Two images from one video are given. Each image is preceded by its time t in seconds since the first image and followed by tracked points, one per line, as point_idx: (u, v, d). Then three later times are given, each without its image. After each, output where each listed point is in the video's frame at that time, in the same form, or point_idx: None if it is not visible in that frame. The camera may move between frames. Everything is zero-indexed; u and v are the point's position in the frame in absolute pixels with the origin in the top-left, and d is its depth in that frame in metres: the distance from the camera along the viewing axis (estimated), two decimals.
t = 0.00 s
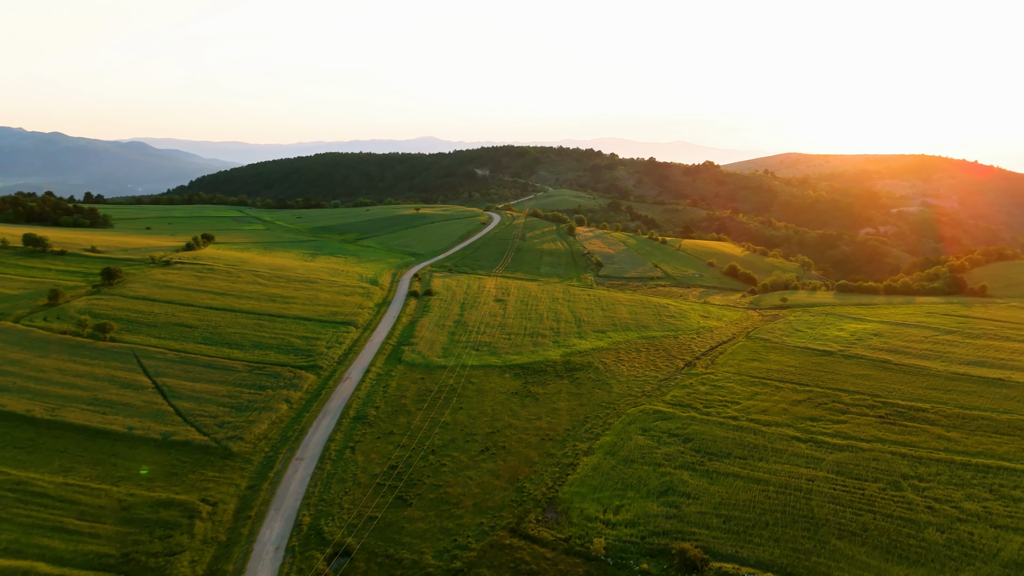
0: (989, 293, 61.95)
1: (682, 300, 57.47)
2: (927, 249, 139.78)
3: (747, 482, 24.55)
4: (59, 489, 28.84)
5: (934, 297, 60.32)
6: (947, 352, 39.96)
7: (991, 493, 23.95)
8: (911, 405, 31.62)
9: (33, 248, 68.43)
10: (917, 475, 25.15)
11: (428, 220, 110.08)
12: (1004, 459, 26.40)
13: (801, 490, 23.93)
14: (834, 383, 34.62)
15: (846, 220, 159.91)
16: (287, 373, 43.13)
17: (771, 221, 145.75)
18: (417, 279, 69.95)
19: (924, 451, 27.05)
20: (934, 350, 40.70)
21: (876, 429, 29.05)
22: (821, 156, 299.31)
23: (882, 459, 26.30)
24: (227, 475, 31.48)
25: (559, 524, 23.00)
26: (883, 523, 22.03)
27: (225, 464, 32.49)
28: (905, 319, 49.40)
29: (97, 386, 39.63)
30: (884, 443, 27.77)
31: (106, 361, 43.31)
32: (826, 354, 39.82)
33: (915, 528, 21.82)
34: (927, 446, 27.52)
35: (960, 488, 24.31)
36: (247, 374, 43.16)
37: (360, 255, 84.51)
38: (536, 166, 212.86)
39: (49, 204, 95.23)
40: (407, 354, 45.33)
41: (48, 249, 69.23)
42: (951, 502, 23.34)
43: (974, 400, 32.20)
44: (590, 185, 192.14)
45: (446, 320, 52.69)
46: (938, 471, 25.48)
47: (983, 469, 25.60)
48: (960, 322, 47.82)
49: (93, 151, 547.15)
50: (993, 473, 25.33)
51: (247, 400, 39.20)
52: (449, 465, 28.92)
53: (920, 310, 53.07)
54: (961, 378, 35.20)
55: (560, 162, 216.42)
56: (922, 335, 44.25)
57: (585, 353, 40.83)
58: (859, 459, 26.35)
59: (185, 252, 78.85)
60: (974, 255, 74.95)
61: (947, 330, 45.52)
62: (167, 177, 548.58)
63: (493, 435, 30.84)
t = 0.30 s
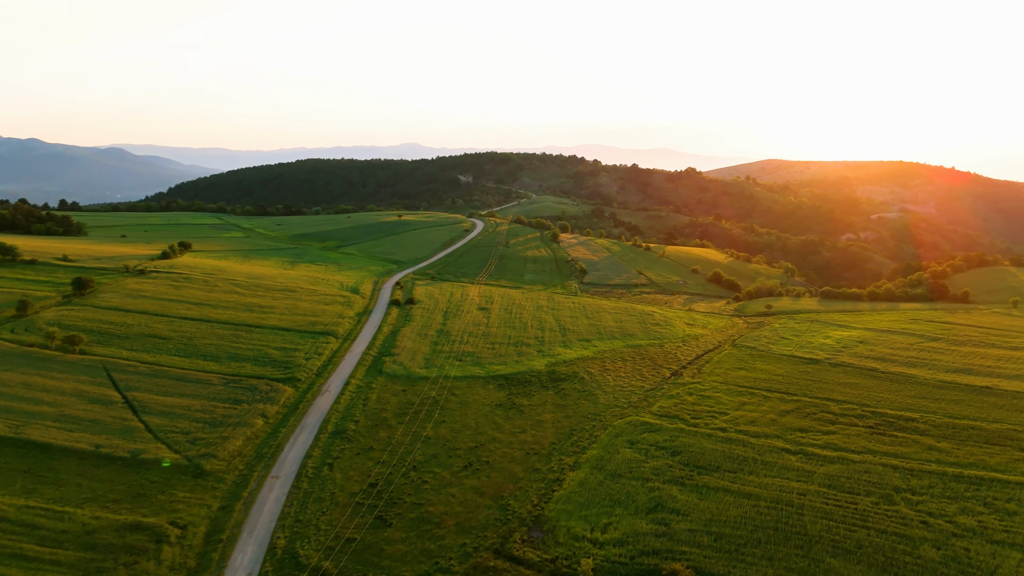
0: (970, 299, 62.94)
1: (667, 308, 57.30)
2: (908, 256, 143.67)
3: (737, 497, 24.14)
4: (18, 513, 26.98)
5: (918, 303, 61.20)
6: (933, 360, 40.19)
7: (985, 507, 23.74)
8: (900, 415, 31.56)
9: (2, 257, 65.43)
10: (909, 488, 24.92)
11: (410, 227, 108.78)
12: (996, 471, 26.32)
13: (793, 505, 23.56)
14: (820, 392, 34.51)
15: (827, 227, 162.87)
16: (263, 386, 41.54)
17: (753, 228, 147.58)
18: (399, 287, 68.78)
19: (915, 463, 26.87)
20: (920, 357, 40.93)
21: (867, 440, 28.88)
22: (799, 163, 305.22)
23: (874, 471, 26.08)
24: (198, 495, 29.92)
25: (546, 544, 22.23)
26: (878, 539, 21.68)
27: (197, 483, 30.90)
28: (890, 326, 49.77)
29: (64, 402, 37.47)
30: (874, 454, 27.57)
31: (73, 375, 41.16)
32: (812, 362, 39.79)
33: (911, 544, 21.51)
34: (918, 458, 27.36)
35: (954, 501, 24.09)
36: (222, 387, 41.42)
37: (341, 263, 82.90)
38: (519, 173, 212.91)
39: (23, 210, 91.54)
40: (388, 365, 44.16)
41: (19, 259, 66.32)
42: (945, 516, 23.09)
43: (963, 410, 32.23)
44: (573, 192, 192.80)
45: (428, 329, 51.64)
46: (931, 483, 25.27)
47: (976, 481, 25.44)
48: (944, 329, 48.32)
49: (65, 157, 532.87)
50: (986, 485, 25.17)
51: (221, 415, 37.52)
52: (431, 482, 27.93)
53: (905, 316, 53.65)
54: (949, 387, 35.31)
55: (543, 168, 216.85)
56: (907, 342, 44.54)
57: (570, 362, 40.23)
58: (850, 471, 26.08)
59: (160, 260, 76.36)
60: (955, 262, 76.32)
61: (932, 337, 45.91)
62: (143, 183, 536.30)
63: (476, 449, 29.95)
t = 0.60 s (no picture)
0: (953, 305, 63.89)
1: (653, 315, 57.10)
2: (888, 261, 146.54)
3: (728, 513, 23.73)
4: None
5: (901, 309, 61.94)
6: (919, 368, 40.39)
7: (980, 520, 23.49)
8: (889, 425, 31.46)
9: None
10: (902, 501, 24.66)
11: (392, 234, 107.39)
12: (988, 483, 26.17)
13: (786, 521, 23.18)
14: (808, 402, 34.36)
15: (809, 232, 165.54)
16: (239, 399, 39.89)
17: (736, 234, 149.28)
18: (380, 295, 67.54)
19: (907, 475, 26.67)
20: (907, 365, 41.09)
21: (857, 451, 28.69)
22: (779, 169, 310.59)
23: (866, 484, 25.84)
24: (168, 517, 28.32)
25: (533, 567, 21.46)
26: (873, 556, 21.33)
27: (166, 504, 29.27)
28: (875, 333, 50.10)
29: (28, 418, 35.42)
30: (865, 466, 27.37)
31: (38, 389, 39.03)
32: (800, 371, 39.69)
33: (906, 561, 21.21)
34: (910, 470, 27.17)
35: (948, 515, 23.83)
36: (195, 400, 39.61)
37: (321, 271, 81.19)
38: (503, 179, 212.74)
39: None
40: (368, 376, 42.90)
41: None
42: (940, 531, 22.80)
43: (954, 419, 32.20)
44: (557, 198, 193.21)
45: (410, 339, 50.53)
46: (924, 496, 25.03)
47: (970, 493, 25.24)
48: (929, 336, 48.73)
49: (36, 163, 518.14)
50: (980, 497, 24.97)
51: (194, 431, 35.79)
52: (413, 500, 26.92)
53: (889, 323, 54.13)
54: (937, 395, 35.39)
55: (527, 175, 217.03)
56: (893, 350, 44.75)
57: (555, 372, 39.58)
58: (842, 484, 25.80)
59: (134, 269, 73.85)
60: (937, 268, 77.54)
61: (918, 344, 46.24)
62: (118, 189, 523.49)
63: (459, 465, 29.10)
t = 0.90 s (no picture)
0: (936, 311, 64.87)
1: (637, 323, 56.85)
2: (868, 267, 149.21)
3: (719, 530, 23.22)
4: None
5: (884, 315, 62.70)
6: (906, 376, 40.53)
7: (976, 535, 23.25)
8: (878, 436, 31.35)
9: None
10: (895, 516, 24.39)
11: (373, 241, 105.81)
12: (981, 495, 26.02)
13: (779, 538, 22.75)
14: (796, 411, 34.15)
15: (791, 238, 168.27)
16: (213, 413, 38.19)
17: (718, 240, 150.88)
18: (361, 304, 66.18)
19: (899, 488, 26.42)
20: (894, 373, 41.24)
21: (848, 463, 28.47)
22: (760, 175, 315.55)
23: (858, 497, 25.57)
24: (134, 541, 26.72)
25: None
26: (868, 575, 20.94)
27: (133, 527, 27.64)
28: (860, 340, 50.39)
29: None
30: (856, 479, 27.10)
31: None
32: (786, 379, 39.57)
33: None
34: (902, 482, 26.96)
35: (943, 529, 23.58)
36: (167, 414, 37.77)
37: (301, 279, 79.41)
38: (486, 186, 212.32)
39: None
40: (348, 388, 41.61)
41: None
42: (935, 547, 22.52)
43: (943, 429, 32.18)
44: (540, 205, 193.41)
45: (391, 349, 49.37)
46: (917, 510, 24.78)
47: (963, 507, 25.03)
48: (914, 343, 49.15)
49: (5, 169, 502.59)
50: (973, 511, 24.77)
51: (165, 447, 34.04)
52: (393, 519, 25.85)
53: (874, 330, 54.60)
54: (924, 405, 35.46)
55: (510, 181, 216.96)
56: (880, 358, 44.96)
57: (539, 382, 38.87)
58: (834, 498, 25.47)
59: (107, 278, 71.25)
60: (919, 275, 78.90)
61: (904, 351, 46.58)
62: (92, 195, 510.34)
63: (441, 481, 28.14)
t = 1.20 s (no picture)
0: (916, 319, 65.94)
1: (620, 331, 56.44)
2: (845, 274, 152.41)
3: (708, 550, 22.62)
4: None
5: (866, 323, 63.50)
6: (891, 385, 40.66)
7: (970, 552, 22.99)
8: (867, 447, 31.17)
9: None
10: (887, 532, 24.06)
11: (353, 249, 103.92)
12: (974, 510, 25.81)
13: (770, 558, 22.22)
14: (782, 423, 33.85)
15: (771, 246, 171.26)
16: (181, 430, 36.24)
17: (699, 247, 152.53)
18: (339, 313, 64.54)
19: (890, 502, 26.14)
20: (879, 382, 41.35)
21: (838, 477, 28.16)
22: (739, 182, 320.89)
23: (849, 513, 25.22)
24: (92, 572, 24.89)
25: None
26: None
27: (91, 556, 25.75)
28: (843, 348, 50.70)
29: None
30: (846, 494, 26.78)
31: None
32: (772, 389, 39.37)
33: None
34: (893, 496, 26.72)
35: (936, 547, 23.27)
36: (132, 432, 35.68)
37: (277, 288, 77.25)
38: (467, 193, 211.56)
39: None
40: (324, 403, 40.06)
41: None
42: (930, 565, 22.18)
43: (932, 440, 32.13)
44: (522, 212, 193.30)
45: (369, 361, 47.96)
46: (910, 526, 24.48)
47: (957, 522, 24.78)
48: (896, 351, 49.59)
49: None
50: (967, 527, 24.52)
51: (129, 467, 32.04)
52: (370, 542, 24.65)
53: (857, 338, 55.05)
54: (911, 415, 35.50)
55: (492, 188, 216.65)
56: (864, 366, 45.16)
57: (521, 394, 38.00)
58: (824, 514, 25.07)
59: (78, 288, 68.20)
60: (898, 282, 80.40)
61: (887, 360, 46.90)
62: (60, 202, 494.71)
63: (420, 501, 27.02)
